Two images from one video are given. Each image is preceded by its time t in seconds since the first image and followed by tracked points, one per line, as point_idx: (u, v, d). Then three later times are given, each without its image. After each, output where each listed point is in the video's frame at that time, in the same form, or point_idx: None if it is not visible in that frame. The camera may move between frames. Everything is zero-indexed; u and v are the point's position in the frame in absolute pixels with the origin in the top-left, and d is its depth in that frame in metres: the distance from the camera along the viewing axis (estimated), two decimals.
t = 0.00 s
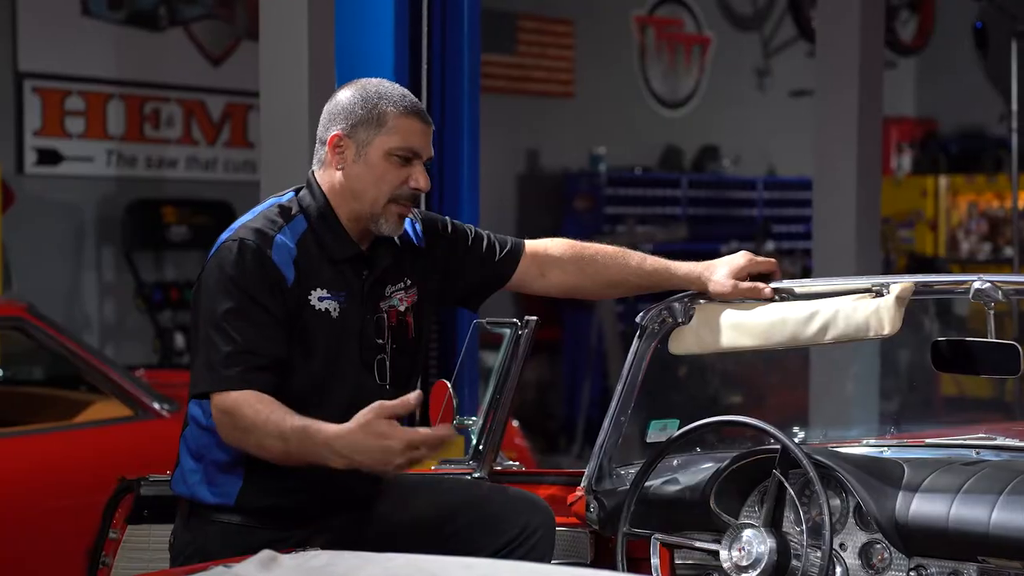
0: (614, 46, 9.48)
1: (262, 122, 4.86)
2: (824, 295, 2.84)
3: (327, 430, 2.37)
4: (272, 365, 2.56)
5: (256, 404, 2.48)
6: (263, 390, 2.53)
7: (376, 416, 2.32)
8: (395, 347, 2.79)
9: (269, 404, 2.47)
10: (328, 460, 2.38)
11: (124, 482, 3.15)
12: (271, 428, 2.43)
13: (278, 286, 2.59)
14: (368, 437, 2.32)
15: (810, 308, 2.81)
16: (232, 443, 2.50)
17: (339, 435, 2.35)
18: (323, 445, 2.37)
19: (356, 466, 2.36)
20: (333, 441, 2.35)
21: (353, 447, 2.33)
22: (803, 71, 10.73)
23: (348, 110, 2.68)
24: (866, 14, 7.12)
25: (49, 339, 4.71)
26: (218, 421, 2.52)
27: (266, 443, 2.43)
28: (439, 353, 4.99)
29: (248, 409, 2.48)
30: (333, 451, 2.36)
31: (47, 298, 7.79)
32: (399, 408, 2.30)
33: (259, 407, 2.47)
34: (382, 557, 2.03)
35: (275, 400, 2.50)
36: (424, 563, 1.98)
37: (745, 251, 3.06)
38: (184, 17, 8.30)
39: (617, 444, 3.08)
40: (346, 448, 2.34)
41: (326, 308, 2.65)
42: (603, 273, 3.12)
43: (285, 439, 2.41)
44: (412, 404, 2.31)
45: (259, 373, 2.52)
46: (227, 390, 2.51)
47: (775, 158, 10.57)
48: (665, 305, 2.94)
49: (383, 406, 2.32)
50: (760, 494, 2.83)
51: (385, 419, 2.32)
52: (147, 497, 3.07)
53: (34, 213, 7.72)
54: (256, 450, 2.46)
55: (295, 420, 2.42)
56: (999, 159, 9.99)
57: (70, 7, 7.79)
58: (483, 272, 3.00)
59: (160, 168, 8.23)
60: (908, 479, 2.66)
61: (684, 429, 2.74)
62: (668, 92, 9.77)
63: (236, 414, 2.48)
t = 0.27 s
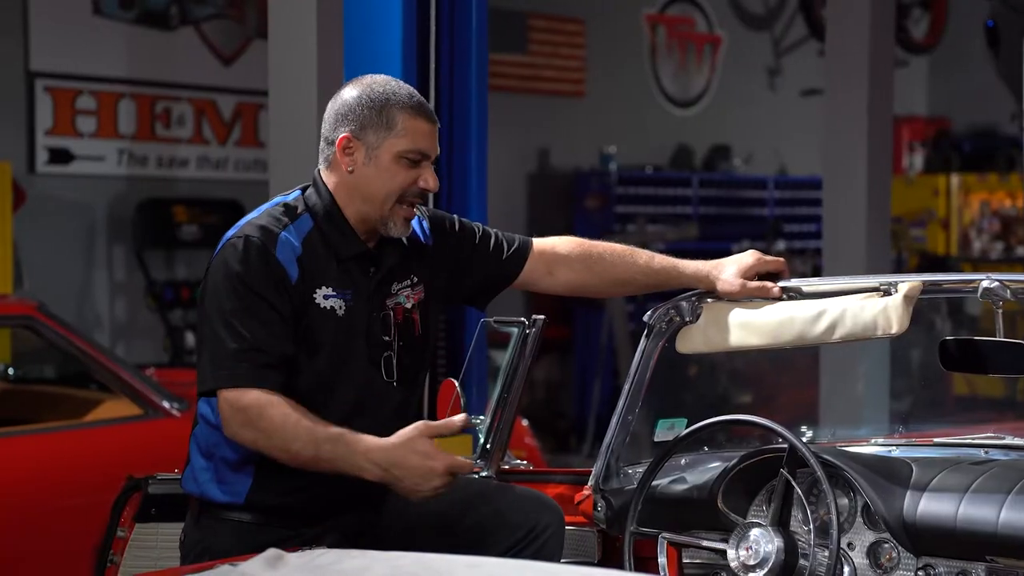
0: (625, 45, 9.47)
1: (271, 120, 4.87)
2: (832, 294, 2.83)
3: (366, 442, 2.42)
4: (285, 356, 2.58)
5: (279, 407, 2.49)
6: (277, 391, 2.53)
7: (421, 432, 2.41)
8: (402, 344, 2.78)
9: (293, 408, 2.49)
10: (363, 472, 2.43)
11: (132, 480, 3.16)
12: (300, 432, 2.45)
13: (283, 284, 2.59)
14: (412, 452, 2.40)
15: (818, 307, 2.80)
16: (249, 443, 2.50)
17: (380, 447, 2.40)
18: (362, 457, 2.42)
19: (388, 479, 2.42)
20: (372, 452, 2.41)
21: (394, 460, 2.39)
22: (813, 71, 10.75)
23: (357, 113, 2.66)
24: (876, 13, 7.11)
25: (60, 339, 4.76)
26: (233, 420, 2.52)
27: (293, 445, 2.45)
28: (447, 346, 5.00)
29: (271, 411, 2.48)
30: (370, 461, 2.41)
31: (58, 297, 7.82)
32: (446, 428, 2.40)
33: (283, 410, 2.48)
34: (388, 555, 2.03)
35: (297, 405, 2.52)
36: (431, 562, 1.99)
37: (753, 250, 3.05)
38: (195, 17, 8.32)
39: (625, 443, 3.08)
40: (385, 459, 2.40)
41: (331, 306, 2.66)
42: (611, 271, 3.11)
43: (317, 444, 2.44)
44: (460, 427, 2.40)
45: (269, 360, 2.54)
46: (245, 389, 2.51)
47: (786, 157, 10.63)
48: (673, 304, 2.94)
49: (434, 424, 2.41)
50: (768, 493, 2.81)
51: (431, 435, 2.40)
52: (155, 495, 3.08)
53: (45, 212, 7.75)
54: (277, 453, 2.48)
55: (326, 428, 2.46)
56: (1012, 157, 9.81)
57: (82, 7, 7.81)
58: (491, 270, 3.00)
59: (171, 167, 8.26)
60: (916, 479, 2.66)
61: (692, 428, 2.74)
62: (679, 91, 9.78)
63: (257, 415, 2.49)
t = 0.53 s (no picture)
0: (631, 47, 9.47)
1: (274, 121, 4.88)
2: (835, 294, 2.83)
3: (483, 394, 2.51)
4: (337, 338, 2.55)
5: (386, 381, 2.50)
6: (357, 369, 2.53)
7: (530, 377, 2.52)
8: (401, 345, 2.80)
9: (399, 381, 2.51)
10: (485, 424, 2.51)
11: (134, 481, 3.16)
12: (421, 398, 2.50)
13: (306, 275, 2.60)
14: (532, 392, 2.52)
15: (820, 308, 2.80)
16: (366, 425, 2.49)
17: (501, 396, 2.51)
18: (483, 411, 2.50)
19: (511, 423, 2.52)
20: (498, 403, 2.50)
21: (517, 403, 2.50)
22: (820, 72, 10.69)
23: (347, 127, 2.62)
24: (882, 14, 7.10)
25: (65, 340, 4.78)
26: (343, 408, 2.48)
27: (415, 410, 2.50)
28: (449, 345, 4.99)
29: (380, 387, 2.49)
30: (495, 412, 2.50)
31: (65, 297, 7.83)
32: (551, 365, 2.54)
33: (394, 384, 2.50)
34: (389, 555, 2.03)
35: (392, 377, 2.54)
36: (430, 563, 1.99)
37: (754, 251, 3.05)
38: (202, 18, 8.34)
39: (627, 445, 3.07)
40: (510, 407, 2.50)
41: (345, 301, 2.65)
42: (612, 271, 3.11)
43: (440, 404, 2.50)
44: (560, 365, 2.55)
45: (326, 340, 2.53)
46: (341, 374, 2.50)
47: (793, 158, 10.64)
48: (674, 304, 2.93)
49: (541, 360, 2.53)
50: (770, 494, 2.81)
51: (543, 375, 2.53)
52: (157, 495, 3.08)
53: (52, 213, 7.76)
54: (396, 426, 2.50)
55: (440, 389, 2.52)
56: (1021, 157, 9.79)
57: (88, 8, 7.82)
58: (494, 270, 3.00)
59: (177, 168, 8.27)
60: (918, 479, 2.65)
61: (694, 429, 2.74)
62: (686, 92, 9.78)
63: (369, 394, 2.48)
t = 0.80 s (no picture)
0: (640, 47, 9.47)
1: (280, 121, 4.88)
2: (838, 293, 2.82)
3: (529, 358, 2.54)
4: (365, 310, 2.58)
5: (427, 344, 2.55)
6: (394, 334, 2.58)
7: (584, 339, 2.52)
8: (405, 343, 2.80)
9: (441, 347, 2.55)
10: (532, 386, 2.54)
11: (139, 480, 3.17)
12: (464, 362, 2.54)
13: (326, 260, 2.62)
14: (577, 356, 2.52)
15: (824, 307, 2.78)
16: (405, 388, 2.52)
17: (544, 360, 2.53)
18: (528, 374, 2.53)
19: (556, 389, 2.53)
20: (542, 366, 2.52)
21: (562, 366, 2.51)
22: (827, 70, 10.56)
23: (326, 130, 2.63)
24: (890, 13, 7.07)
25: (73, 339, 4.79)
26: (383, 374, 2.51)
27: (457, 373, 2.53)
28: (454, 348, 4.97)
29: (421, 349, 2.53)
30: (541, 375, 2.52)
31: (75, 297, 7.85)
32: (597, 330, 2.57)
33: (434, 348, 2.54)
34: (391, 555, 2.03)
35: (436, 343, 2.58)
36: (432, 563, 1.99)
37: (758, 250, 3.05)
38: (211, 18, 8.36)
39: (631, 444, 3.08)
40: (554, 370, 2.52)
41: (359, 290, 2.66)
42: (616, 270, 3.10)
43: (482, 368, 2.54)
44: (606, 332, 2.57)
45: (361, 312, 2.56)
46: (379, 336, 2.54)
47: (803, 158, 10.50)
48: (678, 304, 2.93)
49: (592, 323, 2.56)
50: (775, 493, 2.81)
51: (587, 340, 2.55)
52: (161, 496, 3.10)
53: (61, 213, 7.77)
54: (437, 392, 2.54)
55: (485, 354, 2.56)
56: None
57: (98, 8, 7.83)
58: (497, 268, 3.00)
59: (187, 168, 8.28)
60: (923, 479, 2.64)
61: (697, 429, 2.73)
62: (695, 92, 9.70)
63: (409, 355, 2.52)
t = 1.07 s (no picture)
0: (652, 48, 9.47)
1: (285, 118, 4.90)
2: (842, 294, 2.81)
3: (443, 364, 2.43)
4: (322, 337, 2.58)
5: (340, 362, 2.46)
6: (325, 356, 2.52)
7: (514, 349, 2.42)
8: (407, 343, 2.80)
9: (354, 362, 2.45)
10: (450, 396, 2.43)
11: (144, 481, 3.17)
12: (375, 374, 2.43)
13: (306, 275, 2.61)
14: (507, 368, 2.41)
15: (828, 308, 2.78)
16: (323, 408, 2.43)
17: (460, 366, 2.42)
18: (442, 383, 2.43)
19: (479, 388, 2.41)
20: (460, 374, 2.41)
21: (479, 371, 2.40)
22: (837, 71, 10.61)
23: (323, 127, 2.66)
24: (899, 12, 7.05)
25: (81, 339, 4.78)
26: (297, 392, 2.45)
27: (377, 386, 2.42)
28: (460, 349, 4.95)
29: (336, 368, 2.44)
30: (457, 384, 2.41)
31: (85, 298, 7.88)
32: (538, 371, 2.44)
33: (346, 364, 2.44)
34: (392, 556, 2.03)
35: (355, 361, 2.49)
36: (432, 563, 1.99)
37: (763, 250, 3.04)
38: (220, 18, 8.40)
39: (635, 445, 3.08)
40: (472, 378, 2.41)
41: (344, 299, 2.66)
42: (621, 270, 3.10)
43: (396, 377, 2.43)
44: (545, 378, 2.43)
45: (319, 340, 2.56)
46: (309, 361, 2.47)
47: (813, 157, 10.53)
48: (682, 305, 2.93)
49: (534, 351, 2.42)
50: (779, 495, 2.77)
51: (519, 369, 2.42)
52: (166, 496, 3.10)
53: (71, 213, 7.79)
54: (360, 407, 2.44)
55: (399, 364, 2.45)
56: None
57: (107, 8, 7.85)
58: (502, 269, 3.00)
59: (196, 168, 8.29)
60: (927, 480, 2.63)
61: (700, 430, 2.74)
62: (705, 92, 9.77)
63: (322, 374, 2.44)
